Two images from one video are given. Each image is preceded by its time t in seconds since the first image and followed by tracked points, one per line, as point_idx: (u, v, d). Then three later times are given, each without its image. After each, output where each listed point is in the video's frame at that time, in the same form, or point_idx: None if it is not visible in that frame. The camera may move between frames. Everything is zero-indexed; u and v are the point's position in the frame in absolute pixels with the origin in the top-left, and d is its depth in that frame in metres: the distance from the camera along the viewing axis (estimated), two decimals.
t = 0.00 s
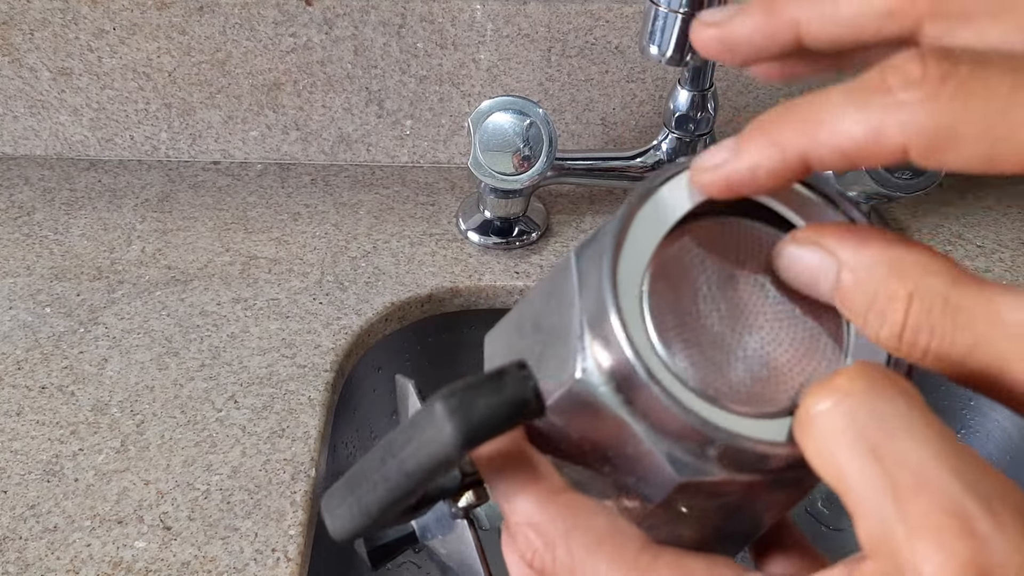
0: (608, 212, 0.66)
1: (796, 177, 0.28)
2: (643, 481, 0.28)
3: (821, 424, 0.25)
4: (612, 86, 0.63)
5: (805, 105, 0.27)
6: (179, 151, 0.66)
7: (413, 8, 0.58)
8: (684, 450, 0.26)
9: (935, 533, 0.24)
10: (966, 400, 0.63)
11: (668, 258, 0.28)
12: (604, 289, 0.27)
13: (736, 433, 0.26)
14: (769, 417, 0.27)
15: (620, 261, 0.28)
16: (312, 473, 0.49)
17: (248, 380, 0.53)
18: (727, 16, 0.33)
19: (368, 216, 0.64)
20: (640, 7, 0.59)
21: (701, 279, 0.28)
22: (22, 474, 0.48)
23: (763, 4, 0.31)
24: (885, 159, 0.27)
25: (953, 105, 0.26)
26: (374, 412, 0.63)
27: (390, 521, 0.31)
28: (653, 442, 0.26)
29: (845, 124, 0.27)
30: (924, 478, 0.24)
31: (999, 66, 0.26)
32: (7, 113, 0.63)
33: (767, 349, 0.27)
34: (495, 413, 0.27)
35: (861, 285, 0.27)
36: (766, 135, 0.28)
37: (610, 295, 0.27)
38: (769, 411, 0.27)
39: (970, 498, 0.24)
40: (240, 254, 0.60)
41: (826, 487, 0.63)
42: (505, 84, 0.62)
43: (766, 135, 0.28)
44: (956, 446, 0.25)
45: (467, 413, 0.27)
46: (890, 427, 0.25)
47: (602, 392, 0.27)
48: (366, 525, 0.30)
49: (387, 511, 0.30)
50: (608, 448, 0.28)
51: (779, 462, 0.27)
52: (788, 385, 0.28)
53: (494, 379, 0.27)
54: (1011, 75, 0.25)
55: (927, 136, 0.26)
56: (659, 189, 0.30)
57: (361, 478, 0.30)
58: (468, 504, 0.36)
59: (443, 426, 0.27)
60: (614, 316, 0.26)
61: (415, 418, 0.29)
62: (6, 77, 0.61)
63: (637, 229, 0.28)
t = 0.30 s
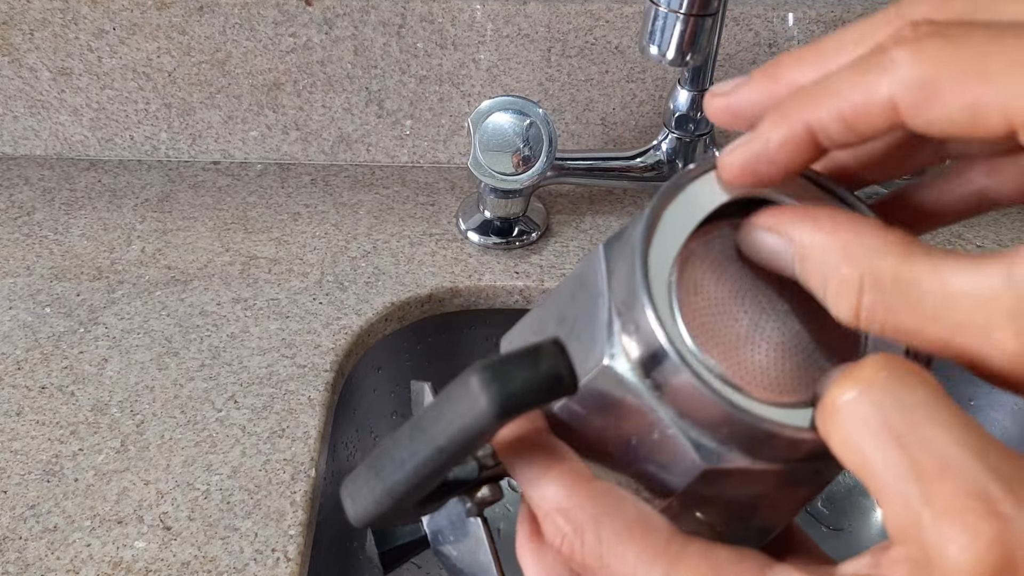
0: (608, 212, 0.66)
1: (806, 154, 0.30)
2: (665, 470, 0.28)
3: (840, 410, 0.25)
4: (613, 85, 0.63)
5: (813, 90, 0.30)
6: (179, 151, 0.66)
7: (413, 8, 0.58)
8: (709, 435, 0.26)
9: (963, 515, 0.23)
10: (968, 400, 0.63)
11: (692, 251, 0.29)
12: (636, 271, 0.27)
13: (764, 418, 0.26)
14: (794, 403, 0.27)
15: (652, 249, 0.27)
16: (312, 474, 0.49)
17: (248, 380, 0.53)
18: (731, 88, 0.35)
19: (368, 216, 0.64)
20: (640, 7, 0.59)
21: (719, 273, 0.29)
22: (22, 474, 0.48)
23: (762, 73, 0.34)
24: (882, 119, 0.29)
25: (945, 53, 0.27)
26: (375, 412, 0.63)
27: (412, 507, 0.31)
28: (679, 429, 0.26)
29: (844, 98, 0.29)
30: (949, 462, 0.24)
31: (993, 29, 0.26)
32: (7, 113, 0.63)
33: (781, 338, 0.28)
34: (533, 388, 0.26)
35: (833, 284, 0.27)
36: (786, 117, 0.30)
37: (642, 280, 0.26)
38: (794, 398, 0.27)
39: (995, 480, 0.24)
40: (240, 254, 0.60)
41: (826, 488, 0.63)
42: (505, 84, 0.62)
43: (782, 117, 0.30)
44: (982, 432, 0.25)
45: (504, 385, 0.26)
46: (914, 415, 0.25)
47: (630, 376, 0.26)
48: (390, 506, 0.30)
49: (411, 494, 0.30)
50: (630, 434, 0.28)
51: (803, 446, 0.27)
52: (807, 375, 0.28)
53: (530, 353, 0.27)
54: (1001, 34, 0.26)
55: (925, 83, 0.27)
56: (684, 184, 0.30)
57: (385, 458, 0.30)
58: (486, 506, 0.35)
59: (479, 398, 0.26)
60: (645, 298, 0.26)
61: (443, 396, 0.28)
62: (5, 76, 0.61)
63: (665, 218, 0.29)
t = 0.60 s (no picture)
0: (608, 212, 0.66)
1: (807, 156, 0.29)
2: (678, 451, 0.28)
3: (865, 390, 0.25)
4: (612, 85, 0.63)
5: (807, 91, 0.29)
6: (179, 151, 0.66)
7: (413, 8, 0.58)
8: (722, 413, 0.26)
9: (992, 490, 0.24)
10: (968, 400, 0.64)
11: (705, 236, 0.28)
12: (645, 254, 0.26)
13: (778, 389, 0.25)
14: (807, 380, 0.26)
15: (660, 233, 0.27)
16: (312, 473, 0.49)
17: (248, 380, 0.53)
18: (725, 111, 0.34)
19: (368, 216, 0.64)
20: (640, 7, 0.59)
21: (732, 253, 0.28)
22: (22, 474, 0.48)
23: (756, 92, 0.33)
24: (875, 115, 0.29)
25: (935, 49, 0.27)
26: (375, 412, 0.63)
27: (425, 493, 0.31)
28: (694, 408, 0.26)
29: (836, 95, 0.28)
30: (976, 438, 0.24)
31: (979, 26, 0.27)
32: (7, 113, 0.63)
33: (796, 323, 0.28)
34: (545, 357, 0.26)
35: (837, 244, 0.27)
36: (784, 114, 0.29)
37: (652, 260, 0.26)
38: (807, 376, 0.26)
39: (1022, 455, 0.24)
40: (240, 254, 0.60)
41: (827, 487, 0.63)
42: (505, 84, 0.62)
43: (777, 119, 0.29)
44: (1007, 409, 0.25)
45: (517, 355, 0.26)
46: (939, 393, 0.25)
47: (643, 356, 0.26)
48: (402, 491, 0.30)
49: (423, 476, 0.30)
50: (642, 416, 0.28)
51: (816, 425, 0.27)
52: (823, 358, 0.27)
53: (543, 326, 0.27)
54: (988, 32, 0.26)
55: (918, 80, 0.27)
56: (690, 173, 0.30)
57: (396, 442, 0.30)
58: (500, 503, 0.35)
59: (492, 369, 0.26)
60: (654, 278, 0.26)
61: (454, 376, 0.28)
62: (5, 76, 0.61)
63: (674, 202, 0.29)
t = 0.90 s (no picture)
0: (608, 211, 0.66)
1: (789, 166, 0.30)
2: (677, 443, 0.28)
3: (862, 372, 0.25)
4: (613, 85, 0.63)
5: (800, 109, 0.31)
6: (179, 151, 0.66)
7: (413, 8, 0.58)
8: (719, 403, 0.26)
9: (986, 471, 0.23)
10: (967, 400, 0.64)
11: (704, 225, 0.27)
12: (645, 247, 0.26)
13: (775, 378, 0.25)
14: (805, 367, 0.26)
15: (659, 226, 0.27)
16: (312, 474, 0.49)
17: (248, 380, 0.53)
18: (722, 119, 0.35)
19: (368, 216, 0.64)
20: (640, 7, 0.59)
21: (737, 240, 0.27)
22: (22, 474, 0.48)
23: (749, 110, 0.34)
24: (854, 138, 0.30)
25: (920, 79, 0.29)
26: (375, 412, 0.62)
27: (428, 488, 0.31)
28: (692, 399, 0.26)
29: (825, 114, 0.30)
30: (967, 421, 0.24)
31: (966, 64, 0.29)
32: (7, 113, 0.63)
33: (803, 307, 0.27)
34: (545, 346, 0.26)
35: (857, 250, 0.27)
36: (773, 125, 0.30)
37: (650, 253, 0.26)
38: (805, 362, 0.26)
39: (1015, 437, 0.23)
40: (240, 254, 0.60)
41: (827, 487, 0.63)
42: (505, 84, 0.62)
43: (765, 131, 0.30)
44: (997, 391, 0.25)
45: (517, 345, 0.26)
46: (933, 373, 0.24)
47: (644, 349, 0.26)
48: (405, 485, 0.30)
49: (425, 469, 0.30)
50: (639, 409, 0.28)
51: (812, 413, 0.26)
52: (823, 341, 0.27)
53: (542, 317, 0.27)
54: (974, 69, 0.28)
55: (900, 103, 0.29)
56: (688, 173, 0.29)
57: (399, 437, 0.30)
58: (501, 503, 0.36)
59: (492, 358, 0.27)
60: (654, 271, 0.25)
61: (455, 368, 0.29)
62: (5, 76, 0.61)
63: (668, 197, 0.28)
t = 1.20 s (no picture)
0: (608, 211, 0.66)
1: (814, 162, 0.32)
2: (661, 451, 0.28)
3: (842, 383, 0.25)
4: (612, 85, 0.63)
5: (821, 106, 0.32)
6: (179, 151, 0.66)
7: (413, 8, 0.58)
8: (707, 413, 0.25)
9: (965, 483, 0.25)
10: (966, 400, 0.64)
11: (693, 236, 0.27)
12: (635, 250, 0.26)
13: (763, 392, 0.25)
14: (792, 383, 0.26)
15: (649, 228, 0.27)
16: (312, 474, 0.49)
17: (248, 380, 0.53)
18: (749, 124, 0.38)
19: (368, 216, 0.64)
20: (640, 7, 0.59)
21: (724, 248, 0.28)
22: (22, 474, 0.48)
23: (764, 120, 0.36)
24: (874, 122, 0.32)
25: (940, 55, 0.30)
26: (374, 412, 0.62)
27: (400, 483, 0.31)
28: (679, 408, 0.26)
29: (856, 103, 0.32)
30: (947, 432, 0.25)
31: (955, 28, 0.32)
32: (7, 113, 0.63)
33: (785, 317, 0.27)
34: (527, 353, 0.27)
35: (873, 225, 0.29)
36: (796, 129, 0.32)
37: (641, 259, 0.25)
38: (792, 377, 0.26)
39: (992, 447, 0.25)
40: (240, 254, 0.60)
41: (827, 487, 0.63)
42: (505, 84, 0.62)
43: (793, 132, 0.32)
44: (974, 402, 0.26)
45: (500, 351, 0.27)
46: (913, 388, 0.26)
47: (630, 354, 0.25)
48: (377, 481, 0.31)
49: (399, 465, 0.30)
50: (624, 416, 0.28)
51: (801, 428, 0.26)
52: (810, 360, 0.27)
53: (528, 322, 0.28)
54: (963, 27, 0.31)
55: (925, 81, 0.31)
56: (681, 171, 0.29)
57: (375, 430, 0.31)
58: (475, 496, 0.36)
59: (474, 361, 0.27)
60: (643, 277, 0.25)
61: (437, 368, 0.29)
62: (5, 77, 0.61)
63: (660, 203, 0.28)
